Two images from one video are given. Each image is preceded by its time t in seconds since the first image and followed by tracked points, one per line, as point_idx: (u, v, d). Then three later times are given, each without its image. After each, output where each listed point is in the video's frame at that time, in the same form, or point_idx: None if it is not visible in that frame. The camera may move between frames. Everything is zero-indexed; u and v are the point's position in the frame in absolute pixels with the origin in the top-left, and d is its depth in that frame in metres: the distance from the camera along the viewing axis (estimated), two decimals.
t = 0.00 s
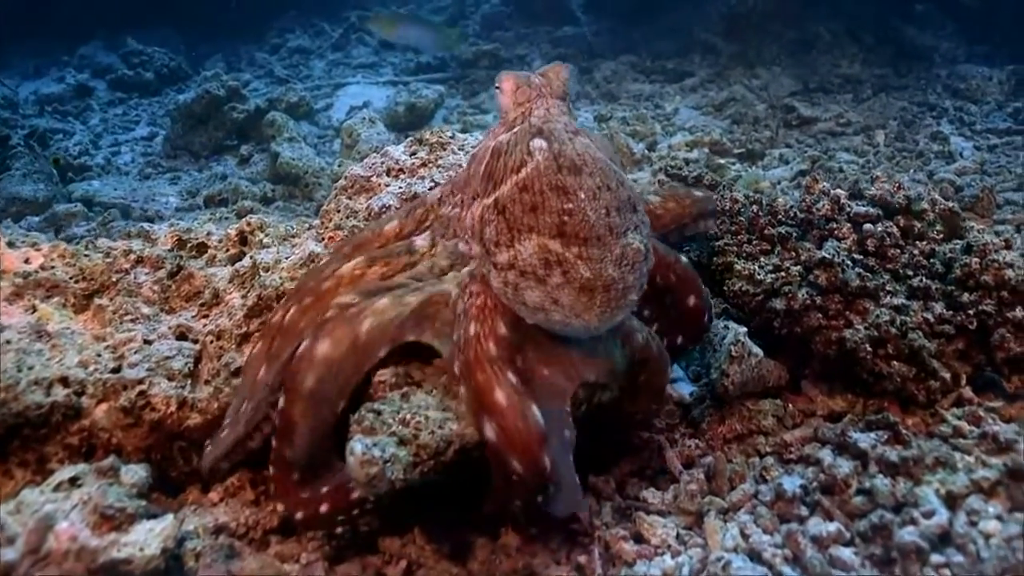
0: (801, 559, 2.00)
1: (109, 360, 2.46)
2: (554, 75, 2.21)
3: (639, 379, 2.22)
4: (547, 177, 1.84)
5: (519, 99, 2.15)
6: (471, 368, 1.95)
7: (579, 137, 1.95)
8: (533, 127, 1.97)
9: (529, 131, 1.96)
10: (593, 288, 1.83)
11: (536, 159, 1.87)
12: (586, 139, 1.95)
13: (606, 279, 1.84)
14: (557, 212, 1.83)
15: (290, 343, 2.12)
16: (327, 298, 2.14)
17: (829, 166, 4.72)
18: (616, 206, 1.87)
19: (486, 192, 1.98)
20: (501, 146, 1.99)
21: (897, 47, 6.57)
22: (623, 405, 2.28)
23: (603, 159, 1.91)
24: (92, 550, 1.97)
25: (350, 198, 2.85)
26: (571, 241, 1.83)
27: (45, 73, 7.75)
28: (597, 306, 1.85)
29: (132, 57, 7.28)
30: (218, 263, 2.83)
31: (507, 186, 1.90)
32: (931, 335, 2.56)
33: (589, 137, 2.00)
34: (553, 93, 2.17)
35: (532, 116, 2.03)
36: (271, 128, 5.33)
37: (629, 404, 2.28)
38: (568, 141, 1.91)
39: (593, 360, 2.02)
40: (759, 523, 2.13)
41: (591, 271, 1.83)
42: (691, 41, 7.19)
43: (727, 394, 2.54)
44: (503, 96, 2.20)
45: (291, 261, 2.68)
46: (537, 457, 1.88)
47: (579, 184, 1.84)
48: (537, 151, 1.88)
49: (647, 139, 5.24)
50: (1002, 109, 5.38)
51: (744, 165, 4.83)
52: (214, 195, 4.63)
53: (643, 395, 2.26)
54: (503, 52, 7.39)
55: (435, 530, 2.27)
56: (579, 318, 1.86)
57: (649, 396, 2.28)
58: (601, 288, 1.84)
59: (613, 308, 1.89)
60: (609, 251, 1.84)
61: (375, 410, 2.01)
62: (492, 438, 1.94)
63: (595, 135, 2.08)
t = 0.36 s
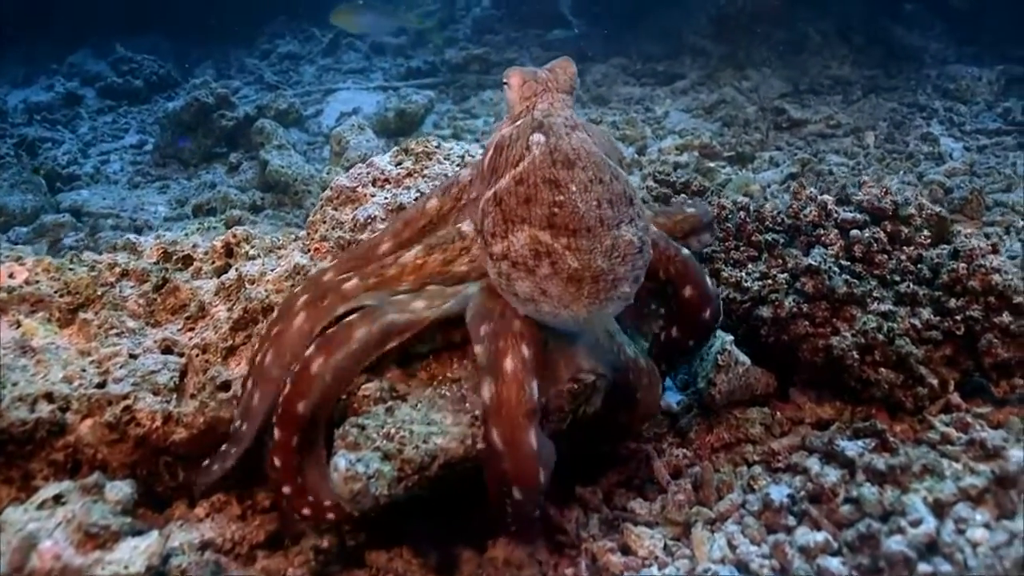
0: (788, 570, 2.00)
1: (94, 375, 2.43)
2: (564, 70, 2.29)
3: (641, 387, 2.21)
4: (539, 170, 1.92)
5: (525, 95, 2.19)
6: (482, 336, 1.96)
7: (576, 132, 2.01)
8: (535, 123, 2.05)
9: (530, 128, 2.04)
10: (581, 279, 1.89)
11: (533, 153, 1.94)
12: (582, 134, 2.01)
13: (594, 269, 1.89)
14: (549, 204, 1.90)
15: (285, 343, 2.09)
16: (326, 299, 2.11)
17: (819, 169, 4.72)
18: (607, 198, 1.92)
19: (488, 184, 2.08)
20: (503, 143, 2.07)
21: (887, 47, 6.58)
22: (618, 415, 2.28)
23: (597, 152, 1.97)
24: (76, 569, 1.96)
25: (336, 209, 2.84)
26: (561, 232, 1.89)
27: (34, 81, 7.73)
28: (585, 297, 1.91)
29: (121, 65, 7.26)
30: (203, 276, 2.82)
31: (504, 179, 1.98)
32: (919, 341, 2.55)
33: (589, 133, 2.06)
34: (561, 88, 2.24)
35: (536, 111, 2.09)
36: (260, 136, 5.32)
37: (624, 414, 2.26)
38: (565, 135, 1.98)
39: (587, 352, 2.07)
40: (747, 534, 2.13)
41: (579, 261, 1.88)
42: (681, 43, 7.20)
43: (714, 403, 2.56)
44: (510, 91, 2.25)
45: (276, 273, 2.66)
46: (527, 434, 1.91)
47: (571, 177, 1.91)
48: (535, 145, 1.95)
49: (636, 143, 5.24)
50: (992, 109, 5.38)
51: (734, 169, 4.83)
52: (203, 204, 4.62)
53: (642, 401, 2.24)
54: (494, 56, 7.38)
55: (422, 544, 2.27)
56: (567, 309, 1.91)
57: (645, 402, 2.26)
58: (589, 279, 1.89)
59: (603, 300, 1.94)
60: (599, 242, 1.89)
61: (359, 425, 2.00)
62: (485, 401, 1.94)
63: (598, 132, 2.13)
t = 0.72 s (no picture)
0: None
1: (80, 395, 2.41)
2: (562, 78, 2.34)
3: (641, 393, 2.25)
4: (523, 182, 1.96)
5: (521, 102, 2.29)
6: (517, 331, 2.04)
7: (561, 147, 2.07)
8: (527, 136, 2.14)
9: (521, 138, 2.13)
10: (556, 292, 1.88)
11: (520, 165, 2.02)
12: (566, 150, 2.06)
13: (570, 284, 1.88)
14: (529, 217, 1.92)
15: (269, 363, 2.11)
16: (317, 313, 2.11)
17: (814, 173, 4.69)
18: (587, 212, 1.94)
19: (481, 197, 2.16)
20: (495, 155, 2.17)
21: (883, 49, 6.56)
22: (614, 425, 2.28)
23: (582, 167, 2.03)
24: None
25: (323, 224, 2.83)
26: (538, 245, 1.90)
27: (28, 91, 7.73)
28: (560, 311, 1.88)
29: (116, 74, 7.27)
30: (190, 292, 2.81)
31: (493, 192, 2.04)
32: (908, 351, 2.54)
33: (576, 146, 2.11)
34: (554, 95, 2.29)
35: (529, 117, 2.22)
36: (253, 146, 5.31)
37: (616, 425, 2.28)
38: (552, 148, 2.06)
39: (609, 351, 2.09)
40: (734, 550, 2.10)
41: (555, 274, 1.88)
42: (676, 47, 7.18)
43: (701, 417, 2.54)
44: (508, 97, 2.34)
45: (262, 288, 2.64)
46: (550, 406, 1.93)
47: (552, 191, 1.94)
48: (522, 156, 2.04)
49: (630, 148, 5.21)
50: (987, 111, 5.36)
51: (728, 174, 4.81)
52: (195, 216, 4.62)
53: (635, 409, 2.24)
54: (488, 61, 7.37)
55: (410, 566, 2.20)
56: (543, 322, 1.89)
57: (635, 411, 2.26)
58: (564, 292, 1.88)
59: (581, 313, 1.90)
60: (576, 256, 1.90)
61: (342, 446, 1.99)
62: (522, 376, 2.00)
63: (590, 142, 2.18)
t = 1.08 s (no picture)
0: None
1: (54, 415, 2.41)
2: (553, 89, 2.26)
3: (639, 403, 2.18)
4: (492, 214, 2.02)
5: (511, 116, 2.22)
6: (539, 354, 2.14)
7: (536, 173, 2.08)
8: (508, 157, 2.14)
9: (503, 159, 2.14)
10: (516, 326, 1.97)
11: (492, 195, 2.07)
12: (540, 175, 2.07)
13: (530, 317, 1.96)
14: (494, 249, 2.00)
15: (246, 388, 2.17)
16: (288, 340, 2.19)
17: (807, 178, 4.63)
18: (553, 244, 1.98)
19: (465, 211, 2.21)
20: (478, 172, 2.19)
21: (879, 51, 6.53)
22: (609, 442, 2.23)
23: (554, 195, 2.04)
24: None
25: (301, 239, 2.81)
26: (501, 278, 1.98)
27: (23, 100, 7.74)
28: (521, 341, 1.98)
29: (110, 83, 7.27)
30: (169, 309, 2.80)
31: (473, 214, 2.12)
32: (892, 365, 2.51)
33: (554, 170, 2.09)
34: (545, 110, 2.21)
35: (515, 137, 2.17)
36: (244, 154, 5.29)
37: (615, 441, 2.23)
38: (527, 176, 2.07)
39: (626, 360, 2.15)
40: (712, 571, 2.06)
41: (515, 308, 1.96)
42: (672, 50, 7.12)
43: (682, 434, 2.48)
44: (499, 109, 2.25)
45: (239, 306, 2.63)
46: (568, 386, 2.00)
47: (519, 224, 1.99)
48: (497, 185, 2.08)
49: (622, 155, 5.16)
50: (983, 113, 5.32)
51: (719, 180, 4.78)
52: (184, 227, 4.62)
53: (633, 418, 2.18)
54: (483, 66, 7.33)
55: None
56: (507, 351, 2.01)
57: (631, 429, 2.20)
58: (524, 325, 1.97)
59: (545, 344, 1.99)
60: (536, 290, 1.96)
61: (312, 470, 1.96)
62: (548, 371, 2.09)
63: (570, 162, 2.13)
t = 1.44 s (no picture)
0: None
1: (18, 418, 2.39)
2: (537, 85, 2.25)
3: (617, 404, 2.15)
4: (454, 218, 2.09)
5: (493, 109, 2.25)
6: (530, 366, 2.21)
7: (503, 176, 2.12)
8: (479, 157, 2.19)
9: (474, 159, 2.18)
10: (471, 331, 2.06)
11: (458, 197, 2.13)
12: (505, 179, 2.10)
13: (484, 324, 2.05)
14: (454, 254, 2.08)
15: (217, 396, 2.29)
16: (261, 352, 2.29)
17: (791, 176, 4.60)
18: (510, 251, 2.04)
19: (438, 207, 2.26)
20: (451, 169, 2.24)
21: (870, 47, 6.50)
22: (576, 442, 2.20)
23: (517, 199, 2.08)
24: None
25: (270, 240, 2.79)
26: (458, 283, 2.06)
27: (11, 93, 7.71)
28: (477, 346, 2.08)
29: (98, 76, 7.22)
30: (136, 311, 2.78)
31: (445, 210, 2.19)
32: (863, 370, 2.48)
33: (522, 173, 2.12)
34: (524, 106, 2.21)
35: (492, 132, 2.21)
36: (228, 150, 5.25)
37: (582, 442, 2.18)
38: (493, 178, 2.12)
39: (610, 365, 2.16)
40: None
41: (470, 314, 2.05)
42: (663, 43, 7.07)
43: (649, 440, 2.43)
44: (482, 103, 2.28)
45: (205, 308, 2.62)
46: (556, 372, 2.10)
47: (478, 229, 2.06)
48: (464, 187, 2.14)
49: (609, 151, 5.10)
50: (972, 110, 5.32)
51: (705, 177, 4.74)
52: (164, 224, 4.59)
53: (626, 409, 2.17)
54: (472, 61, 7.28)
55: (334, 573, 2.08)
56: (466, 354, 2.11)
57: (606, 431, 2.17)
58: (479, 330, 2.05)
59: (501, 348, 2.08)
60: (490, 297, 2.03)
61: (266, 478, 1.95)
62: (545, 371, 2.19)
63: (543, 164, 2.15)
